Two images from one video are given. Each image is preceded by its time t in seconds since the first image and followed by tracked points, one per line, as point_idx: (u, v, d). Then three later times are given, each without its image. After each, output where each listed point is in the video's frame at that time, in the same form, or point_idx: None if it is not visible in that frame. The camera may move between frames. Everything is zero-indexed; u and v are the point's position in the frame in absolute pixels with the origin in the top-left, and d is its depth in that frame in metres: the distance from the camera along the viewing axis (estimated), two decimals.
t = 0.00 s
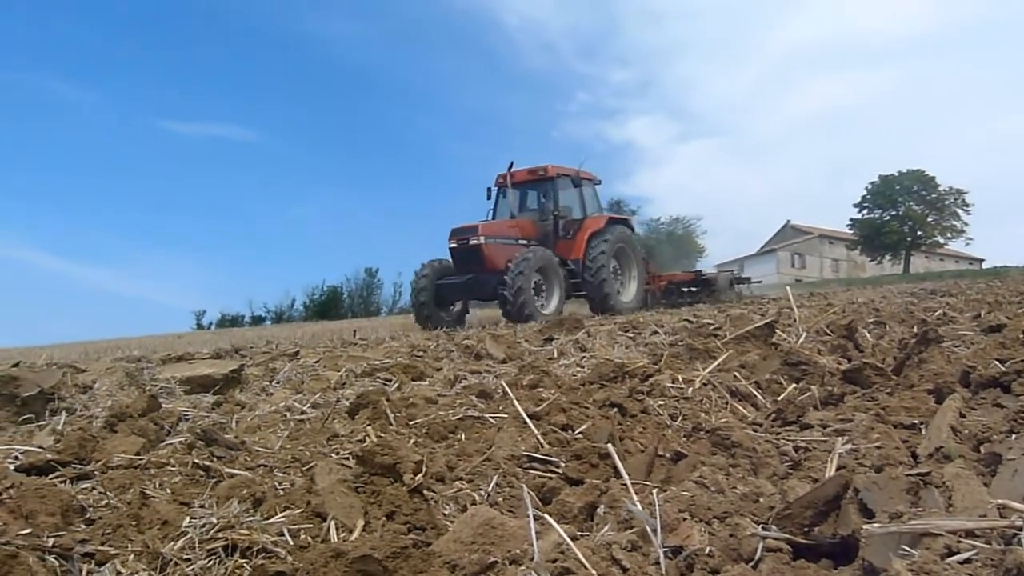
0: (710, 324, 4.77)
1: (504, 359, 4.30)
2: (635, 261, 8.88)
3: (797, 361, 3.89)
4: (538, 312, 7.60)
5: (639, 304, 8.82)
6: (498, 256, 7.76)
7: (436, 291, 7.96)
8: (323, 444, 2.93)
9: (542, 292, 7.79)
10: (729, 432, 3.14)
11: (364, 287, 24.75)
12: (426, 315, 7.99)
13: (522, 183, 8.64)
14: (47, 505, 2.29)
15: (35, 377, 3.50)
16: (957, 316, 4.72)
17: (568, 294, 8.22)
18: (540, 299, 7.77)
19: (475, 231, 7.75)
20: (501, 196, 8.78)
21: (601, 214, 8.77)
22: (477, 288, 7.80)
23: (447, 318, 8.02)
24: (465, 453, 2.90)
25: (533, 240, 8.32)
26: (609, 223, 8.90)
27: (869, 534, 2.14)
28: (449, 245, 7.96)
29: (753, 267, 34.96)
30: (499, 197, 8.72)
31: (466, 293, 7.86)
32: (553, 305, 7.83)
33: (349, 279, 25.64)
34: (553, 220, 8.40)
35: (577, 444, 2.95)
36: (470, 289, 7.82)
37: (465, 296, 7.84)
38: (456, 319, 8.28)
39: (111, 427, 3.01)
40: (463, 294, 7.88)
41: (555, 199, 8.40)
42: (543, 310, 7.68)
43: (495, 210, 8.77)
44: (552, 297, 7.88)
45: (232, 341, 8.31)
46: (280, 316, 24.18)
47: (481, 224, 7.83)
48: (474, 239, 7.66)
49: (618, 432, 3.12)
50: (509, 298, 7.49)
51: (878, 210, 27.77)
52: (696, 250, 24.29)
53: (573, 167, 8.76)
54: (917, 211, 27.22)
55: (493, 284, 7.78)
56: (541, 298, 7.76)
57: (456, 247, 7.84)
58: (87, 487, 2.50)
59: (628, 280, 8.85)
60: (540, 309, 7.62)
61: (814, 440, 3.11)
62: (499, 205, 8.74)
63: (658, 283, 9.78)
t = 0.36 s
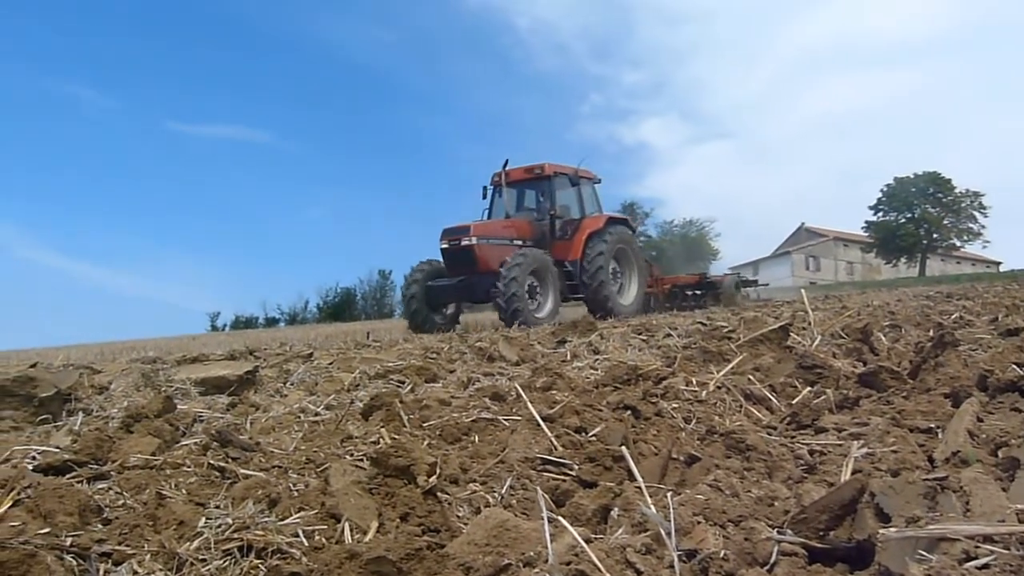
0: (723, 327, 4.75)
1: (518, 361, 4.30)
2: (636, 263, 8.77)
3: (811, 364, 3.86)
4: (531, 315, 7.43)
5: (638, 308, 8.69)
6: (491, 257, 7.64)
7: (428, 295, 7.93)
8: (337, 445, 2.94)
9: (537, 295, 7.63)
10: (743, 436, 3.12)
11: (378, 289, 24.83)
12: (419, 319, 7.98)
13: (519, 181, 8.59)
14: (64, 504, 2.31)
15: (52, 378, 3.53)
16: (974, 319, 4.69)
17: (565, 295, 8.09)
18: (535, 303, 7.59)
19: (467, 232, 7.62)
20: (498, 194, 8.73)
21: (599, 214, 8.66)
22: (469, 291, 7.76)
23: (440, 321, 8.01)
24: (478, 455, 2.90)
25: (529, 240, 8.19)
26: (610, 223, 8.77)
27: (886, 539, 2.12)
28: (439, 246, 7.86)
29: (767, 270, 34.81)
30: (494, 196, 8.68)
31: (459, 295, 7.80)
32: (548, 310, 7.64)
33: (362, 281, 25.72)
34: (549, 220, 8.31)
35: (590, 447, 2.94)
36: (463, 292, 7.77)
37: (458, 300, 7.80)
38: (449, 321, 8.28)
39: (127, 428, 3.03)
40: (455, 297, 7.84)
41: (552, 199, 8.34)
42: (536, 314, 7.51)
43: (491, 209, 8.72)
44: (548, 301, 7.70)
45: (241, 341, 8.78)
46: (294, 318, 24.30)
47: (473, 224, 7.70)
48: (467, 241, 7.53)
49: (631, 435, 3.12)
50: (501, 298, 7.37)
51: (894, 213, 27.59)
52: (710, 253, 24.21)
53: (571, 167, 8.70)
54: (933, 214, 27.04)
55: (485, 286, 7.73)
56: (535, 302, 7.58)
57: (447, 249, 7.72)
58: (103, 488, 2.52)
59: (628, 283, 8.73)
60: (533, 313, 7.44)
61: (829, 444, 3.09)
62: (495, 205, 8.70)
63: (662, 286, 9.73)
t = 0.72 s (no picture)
0: (733, 328, 4.73)
1: (527, 362, 4.30)
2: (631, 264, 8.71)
3: (822, 365, 3.85)
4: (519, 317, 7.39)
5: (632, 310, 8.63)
6: (478, 256, 7.59)
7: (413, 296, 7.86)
8: (347, 446, 2.95)
9: (525, 297, 7.61)
10: (753, 437, 3.12)
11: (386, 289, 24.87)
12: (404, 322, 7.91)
13: (511, 178, 8.49)
14: (77, 503, 2.32)
15: (64, 378, 3.54)
16: (986, 320, 4.66)
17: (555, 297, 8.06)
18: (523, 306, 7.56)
19: (453, 231, 7.57)
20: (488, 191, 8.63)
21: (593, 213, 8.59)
22: (455, 292, 7.72)
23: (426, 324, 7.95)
24: (488, 456, 2.90)
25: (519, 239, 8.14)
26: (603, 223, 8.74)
27: (897, 541, 2.11)
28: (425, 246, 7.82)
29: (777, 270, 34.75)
30: (485, 194, 8.59)
31: (444, 297, 7.76)
32: (537, 312, 7.61)
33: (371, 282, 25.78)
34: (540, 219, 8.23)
35: (600, 448, 2.94)
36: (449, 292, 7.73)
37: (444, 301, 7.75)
38: (435, 324, 8.22)
39: (138, 427, 3.04)
40: (441, 298, 7.80)
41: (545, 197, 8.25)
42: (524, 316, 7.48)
43: (481, 206, 8.62)
44: (537, 304, 7.67)
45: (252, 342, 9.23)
46: (304, 318, 24.37)
47: (459, 224, 7.65)
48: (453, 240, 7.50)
49: (641, 435, 3.11)
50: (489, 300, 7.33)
51: (904, 213, 27.48)
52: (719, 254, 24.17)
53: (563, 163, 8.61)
54: (944, 214, 26.91)
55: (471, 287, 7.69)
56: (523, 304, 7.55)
57: (432, 248, 7.69)
58: (115, 487, 2.54)
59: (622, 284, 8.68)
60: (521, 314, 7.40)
61: (840, 445, 3.08)
62: (486, 203, 8.62)
63: (661, 288, 9.69)
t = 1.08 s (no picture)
0: (747, 327, 4.71)
1: (540, 360, 4.30)
2: (629, 262, 8.63)
3: (837, 364, 3.83)
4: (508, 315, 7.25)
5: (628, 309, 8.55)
6: (467, 252, 7.47)
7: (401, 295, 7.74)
8: (361, 442, 2.96)
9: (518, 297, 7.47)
10: (768, 436, 3.10)
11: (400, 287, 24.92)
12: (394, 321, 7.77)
13: (504, 173, 8.44)
14: (94, 498, 2.34)
15: (81, 373, 3.57)
16: (1003, 320, 4.62)
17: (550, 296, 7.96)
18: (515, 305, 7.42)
19: (442, 227, 7.44)
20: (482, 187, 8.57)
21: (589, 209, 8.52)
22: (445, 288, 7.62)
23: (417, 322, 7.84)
24: (501, 454, 2.90)
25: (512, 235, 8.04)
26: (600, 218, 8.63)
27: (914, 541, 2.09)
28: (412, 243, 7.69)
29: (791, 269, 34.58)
30: (478, 190, 8.53)
31: (434, 294, 7.63)
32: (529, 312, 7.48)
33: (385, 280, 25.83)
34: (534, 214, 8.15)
35: (614, 446, 2.94)
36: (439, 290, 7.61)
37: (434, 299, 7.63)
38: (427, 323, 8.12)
39: (154, 423, 3.06)
40: (431, 295, 7.68)
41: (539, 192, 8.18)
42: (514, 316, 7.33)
43: (474, 202, 8.56)
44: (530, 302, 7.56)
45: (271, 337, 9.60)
46: (317, 315, 24.47)
47: (448, 219, 7.52)
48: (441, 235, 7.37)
49: (655, 434, 3.11)
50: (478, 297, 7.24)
51: (921, 212, 27.26)
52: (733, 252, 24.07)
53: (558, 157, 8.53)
54: (961, 212, 26.68)
55: (461, 284, 7.58)
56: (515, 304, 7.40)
57: (421, 245, 7.56)
58: (131, 482, 2.55)
59: (620, 283, 8.61)
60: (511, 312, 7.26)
61: (856, 444, 3.07)
62: (479, 199, 8.55)
63: (664, 287, 9.61)
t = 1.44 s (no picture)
0: (752, 326, 4.71)
1: (545, 361, 4.29)
2: (617, 262, 8.58)
3: (842, 363, 3.82)
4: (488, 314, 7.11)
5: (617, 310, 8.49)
6: (448, 253, 7.34)
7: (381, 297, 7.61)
8: (367, 444, 2.96)
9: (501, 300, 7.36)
10: (773, 435, 3.10)
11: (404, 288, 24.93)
12: (373, 324, 7.65)
13: (487, 171, 8.32)
14: (101, 501, 2.34)
15: (87, 377, 3.58)
16: (1009, 317, 4.60)
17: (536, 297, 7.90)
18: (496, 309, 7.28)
19: (421, 227, 7.32)
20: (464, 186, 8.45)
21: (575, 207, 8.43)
22: (426, 290, 7.51)
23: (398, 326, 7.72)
24: (506, 454, 2.91)
25: (496, 236, 7.94)
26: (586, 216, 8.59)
27: (920, 539, 2.09)
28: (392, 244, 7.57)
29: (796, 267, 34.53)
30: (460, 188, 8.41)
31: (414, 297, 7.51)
32: (510, 318, 7.33)
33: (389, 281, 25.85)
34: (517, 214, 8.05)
35: (619, 446, 2.94)
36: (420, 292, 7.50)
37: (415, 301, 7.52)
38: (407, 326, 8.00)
39: (159, 426, 3.07)
40: (411, 297, 7.57)
41: (523, 190, 8.08)
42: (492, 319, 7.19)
43: (457, 200, 8.45)
44: (513, 307, 7.45)
45: (266, 342, 9.54)
46: (322, 317, 24.51)
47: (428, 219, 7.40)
48: (421, 236, 7.25)
49: (660, 434, 3.10)
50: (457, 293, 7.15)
51: (926, 209, 27.19)
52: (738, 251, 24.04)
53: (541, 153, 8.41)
54: (967, 210, 26.59)
55: (442, 285, 7.48)
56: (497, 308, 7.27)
57: (400, 246, 7.44)
58: (137, 485, 2.56)
59: (608, 283, 8.56)
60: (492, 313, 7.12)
61: (861, 443, 3.06)
62: (461, 197, 8.44)
63: (657, 287, 9.55)
